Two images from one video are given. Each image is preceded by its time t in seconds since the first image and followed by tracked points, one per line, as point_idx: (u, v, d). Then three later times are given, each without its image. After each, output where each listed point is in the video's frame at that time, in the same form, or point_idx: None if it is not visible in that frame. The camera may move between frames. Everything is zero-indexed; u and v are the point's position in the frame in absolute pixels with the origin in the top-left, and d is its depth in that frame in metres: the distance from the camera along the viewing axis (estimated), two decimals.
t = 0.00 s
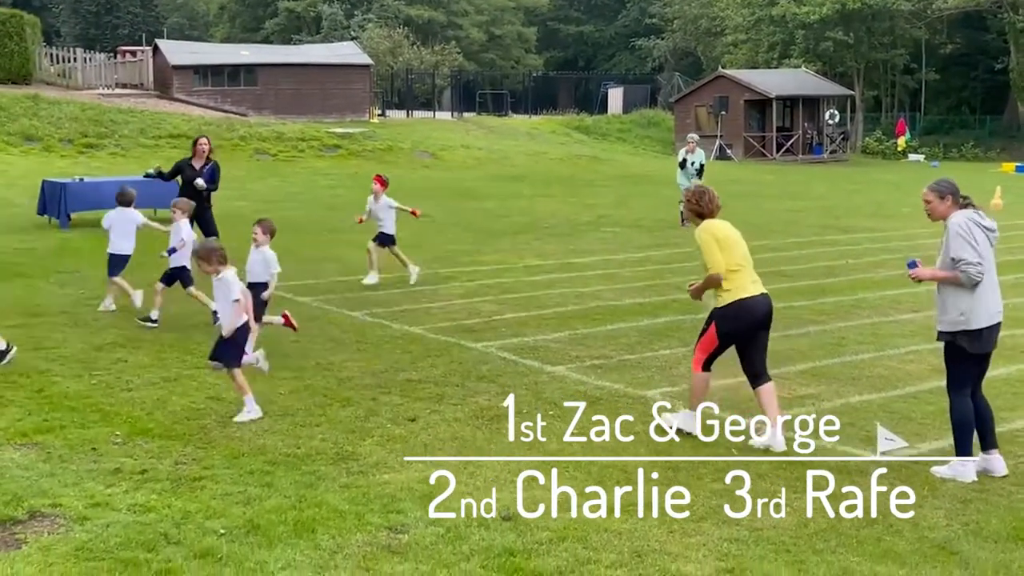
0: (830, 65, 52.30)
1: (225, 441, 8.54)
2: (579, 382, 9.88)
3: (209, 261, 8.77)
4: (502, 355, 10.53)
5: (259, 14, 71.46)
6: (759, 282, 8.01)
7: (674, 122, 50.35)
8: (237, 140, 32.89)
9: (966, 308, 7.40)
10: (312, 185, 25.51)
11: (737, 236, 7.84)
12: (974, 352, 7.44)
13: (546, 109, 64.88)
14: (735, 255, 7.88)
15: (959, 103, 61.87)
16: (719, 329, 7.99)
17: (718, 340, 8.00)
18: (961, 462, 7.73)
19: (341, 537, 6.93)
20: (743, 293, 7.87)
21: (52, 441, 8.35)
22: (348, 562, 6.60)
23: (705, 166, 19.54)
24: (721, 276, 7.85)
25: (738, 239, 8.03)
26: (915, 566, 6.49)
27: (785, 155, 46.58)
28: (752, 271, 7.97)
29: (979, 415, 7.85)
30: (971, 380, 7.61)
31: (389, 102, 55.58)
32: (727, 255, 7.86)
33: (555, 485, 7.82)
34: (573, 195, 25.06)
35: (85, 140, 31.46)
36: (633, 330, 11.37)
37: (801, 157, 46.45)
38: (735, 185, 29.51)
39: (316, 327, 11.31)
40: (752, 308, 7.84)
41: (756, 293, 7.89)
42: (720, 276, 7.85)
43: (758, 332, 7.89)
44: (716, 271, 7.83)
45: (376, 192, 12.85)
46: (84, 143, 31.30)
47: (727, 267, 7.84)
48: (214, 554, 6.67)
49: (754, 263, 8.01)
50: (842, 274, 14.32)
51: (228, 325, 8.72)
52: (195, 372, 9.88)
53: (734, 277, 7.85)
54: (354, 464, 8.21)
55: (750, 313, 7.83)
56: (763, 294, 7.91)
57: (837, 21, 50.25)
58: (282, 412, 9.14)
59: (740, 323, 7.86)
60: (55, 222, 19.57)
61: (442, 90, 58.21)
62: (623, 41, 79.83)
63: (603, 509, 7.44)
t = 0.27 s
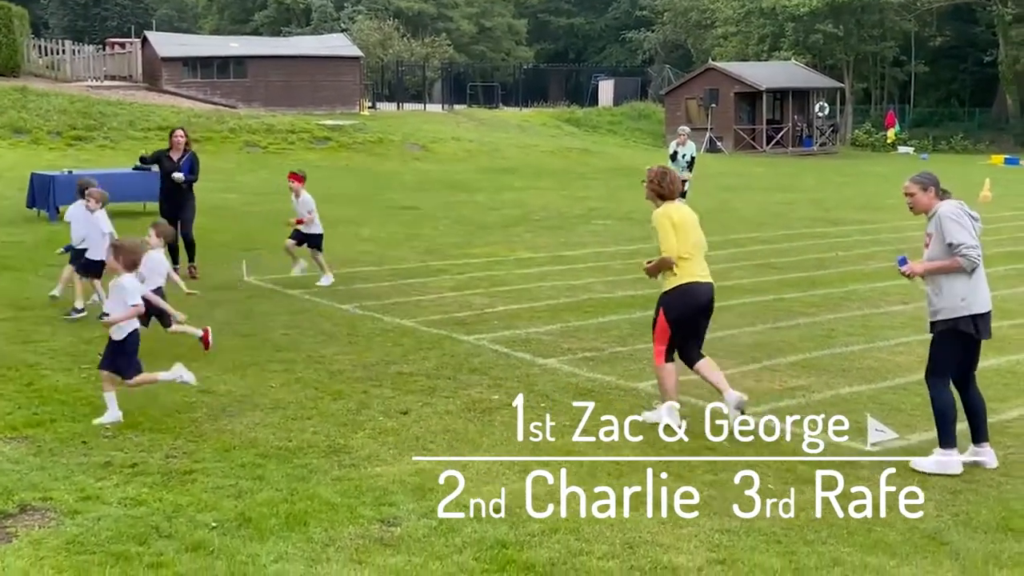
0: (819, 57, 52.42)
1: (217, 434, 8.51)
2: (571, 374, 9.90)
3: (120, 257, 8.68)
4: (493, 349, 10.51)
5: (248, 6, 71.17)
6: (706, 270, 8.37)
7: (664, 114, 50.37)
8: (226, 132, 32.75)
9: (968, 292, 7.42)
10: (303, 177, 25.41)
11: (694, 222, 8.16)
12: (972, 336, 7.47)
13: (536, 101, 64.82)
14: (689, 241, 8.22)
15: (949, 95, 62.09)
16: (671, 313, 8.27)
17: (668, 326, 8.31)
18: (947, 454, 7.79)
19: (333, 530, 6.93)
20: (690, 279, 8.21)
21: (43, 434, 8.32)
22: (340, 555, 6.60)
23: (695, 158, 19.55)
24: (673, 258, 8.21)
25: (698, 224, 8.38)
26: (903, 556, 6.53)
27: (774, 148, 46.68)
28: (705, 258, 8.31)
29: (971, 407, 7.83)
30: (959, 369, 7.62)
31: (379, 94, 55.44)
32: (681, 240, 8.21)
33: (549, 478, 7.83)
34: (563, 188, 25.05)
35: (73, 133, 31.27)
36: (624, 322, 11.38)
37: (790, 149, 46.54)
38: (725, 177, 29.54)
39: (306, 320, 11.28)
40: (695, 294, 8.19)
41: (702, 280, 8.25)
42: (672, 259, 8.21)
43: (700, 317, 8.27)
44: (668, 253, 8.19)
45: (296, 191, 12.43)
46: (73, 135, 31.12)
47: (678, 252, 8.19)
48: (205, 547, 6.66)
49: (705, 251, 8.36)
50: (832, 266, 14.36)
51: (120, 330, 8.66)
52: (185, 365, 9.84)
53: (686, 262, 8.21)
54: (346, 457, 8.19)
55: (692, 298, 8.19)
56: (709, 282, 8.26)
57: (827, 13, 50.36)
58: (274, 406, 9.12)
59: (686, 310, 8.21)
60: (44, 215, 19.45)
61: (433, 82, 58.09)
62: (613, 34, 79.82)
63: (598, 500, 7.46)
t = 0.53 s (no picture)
0: (808, 53, 52.59)
1: (206, 430, 8.48)
2: (561, 369, 9.91)
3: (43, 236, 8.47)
4: (483, 343, 10.53)
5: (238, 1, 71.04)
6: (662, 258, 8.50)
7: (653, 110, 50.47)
8: (215, 128, 32.64)
9: (941, 296, 7.40)
10: (292, 173, 25.34)
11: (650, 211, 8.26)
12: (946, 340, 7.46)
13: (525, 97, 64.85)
14: (645, 230, 8.33)
15: (937, 91, 62.40)
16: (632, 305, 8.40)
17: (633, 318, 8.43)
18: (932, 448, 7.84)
19: (323, 525, 6.92)
20: (641, 269, 8.38)
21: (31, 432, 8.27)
22: (332, 550, 6.61)
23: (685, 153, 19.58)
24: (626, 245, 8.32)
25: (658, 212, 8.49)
26: (888, 548, 6.62)
27: (763, 143, 46.84)
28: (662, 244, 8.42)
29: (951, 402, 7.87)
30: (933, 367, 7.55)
31: (369, 89, 55.37)
32: (637, 225, 8.31)
33: (540, 470, 7.88)
34: (553, 184, 25.04)
35: (61, 128, 31.13)
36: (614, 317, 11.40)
37: (779, 144, 46.70)
38: (715, 173, 29.59)
39: (297, 316, 11.26)
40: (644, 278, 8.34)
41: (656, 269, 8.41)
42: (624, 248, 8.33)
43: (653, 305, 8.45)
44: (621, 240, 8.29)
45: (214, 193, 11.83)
46: (61, 131, 30.97)
47: (630, 241, 8.32)
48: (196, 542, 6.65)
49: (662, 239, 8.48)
50: (821, 262, 14.41)
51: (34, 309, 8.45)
52: (175, 361, 9.81)
53: (641, 251, 8.36)
54: (337, 452, 8.19)
55: (646, 287, 8.36)
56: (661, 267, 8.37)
57: (816, 8, 50.54)
58: (264, 401, 9.08)
59: (644, 299, 8.37)
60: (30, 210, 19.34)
61: (422, 78, 58.03)
62: (602, 29, 79.96)
63: (590, 493, 7.51)
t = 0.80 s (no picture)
0: (798, 49, 52.70)
1: (194, 426, 8.44)
2: (552, 365, 9.90)
3: None
4: (473, 338, 10.49)
5: None
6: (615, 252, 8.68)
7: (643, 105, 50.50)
8: (204, 123, 32.46)
9: (908, 296, 7.19)
10: (281, 168, 25.21)
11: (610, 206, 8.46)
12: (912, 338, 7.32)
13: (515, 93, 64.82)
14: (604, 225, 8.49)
15: (926, 86, 62.69)
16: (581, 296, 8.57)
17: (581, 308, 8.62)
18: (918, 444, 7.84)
19: (314, 522, 6.89)
20: (594, 262, 8.53)
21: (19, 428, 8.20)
22: (325, 546, 6.57)
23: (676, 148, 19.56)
24: (583, 236, 8.41)
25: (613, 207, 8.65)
26: (879, 541, 6.66)
27: (753, 139, 46.95)
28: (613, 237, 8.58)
29: (923, 399, 7.89)
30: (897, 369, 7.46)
31: (358, 84, 55.24)
32: (595, 218, 8.45)
33: (530, 465, 7.87)
34: (543, 179, 25.00)
35: (48, 123, 30.92)
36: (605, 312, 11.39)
37: (769, 140, 46.81)
38: (706, 168, 29.61)
39: (286, 311, 11.19)
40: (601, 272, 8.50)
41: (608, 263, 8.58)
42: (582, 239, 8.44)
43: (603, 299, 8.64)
44: (579, 230, 8.37)
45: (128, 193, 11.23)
46: (48, 126, 30.76)
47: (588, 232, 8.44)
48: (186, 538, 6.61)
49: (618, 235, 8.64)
50: (813, 257, 14.42)
51: None
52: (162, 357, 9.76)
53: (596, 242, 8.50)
54: (327, 449, 8.15)
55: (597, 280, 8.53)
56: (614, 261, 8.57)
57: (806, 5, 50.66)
58: (251, 396, 9.05)
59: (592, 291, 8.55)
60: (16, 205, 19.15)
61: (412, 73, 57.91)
62: (592, 26, 80.01)
63: (580, 489, 7.50)
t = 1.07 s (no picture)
0: (792, 46, 52.84)
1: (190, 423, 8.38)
2: (546, 362, 9.91)
3: None
4: (468, 335, 10.48)
5: None
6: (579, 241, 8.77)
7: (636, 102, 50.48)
8: (196, 119, 32.29)
9: (871, 297, 7.30)
10: (273, 165, 25.10)
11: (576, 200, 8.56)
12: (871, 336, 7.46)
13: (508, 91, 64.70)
14: (568, 214, 8.59)
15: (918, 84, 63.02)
16: (535, 283, 8.80)
17: (534, 293, 8.82)
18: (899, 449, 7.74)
19: (309, 518, 6.84)
20: (556, 253, 8.66)
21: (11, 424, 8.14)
22: (320, 543, 6.53)
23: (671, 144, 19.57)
24: (550, 229, 8.56)
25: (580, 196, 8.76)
26: (877, 534, 6.63)
27: (746, 136, 46.90)
28: (579, 228, 8.75)
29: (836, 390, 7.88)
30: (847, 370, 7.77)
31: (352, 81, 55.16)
32: (563, 211, 8.55)
33: (528, 463, 7.84)
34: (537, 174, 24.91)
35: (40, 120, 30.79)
36: (604, 310, 11.35)
37: (761, 138, 46.82)
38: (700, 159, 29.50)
39: (281, 309, 11.13)
40: (561, 263, 8.66)
41: (570, 254, 8.69)
42: (549, 229, 8.57)
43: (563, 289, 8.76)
44: (546, 223, 8.51)
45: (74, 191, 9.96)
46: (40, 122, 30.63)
47: (556, 224, 8.53)
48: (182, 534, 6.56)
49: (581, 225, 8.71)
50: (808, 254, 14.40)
51: None
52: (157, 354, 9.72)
53: (561, 234, 8.62)
54: (321, 446, 8.11)
55: (556, 271, 8.66)
56: (580, 252, 8.73)
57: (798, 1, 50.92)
58: (247, 394, 8.99)
59: (550, 281, 8.70)
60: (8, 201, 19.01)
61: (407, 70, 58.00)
62: (586, 22, 80.53)
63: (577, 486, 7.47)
